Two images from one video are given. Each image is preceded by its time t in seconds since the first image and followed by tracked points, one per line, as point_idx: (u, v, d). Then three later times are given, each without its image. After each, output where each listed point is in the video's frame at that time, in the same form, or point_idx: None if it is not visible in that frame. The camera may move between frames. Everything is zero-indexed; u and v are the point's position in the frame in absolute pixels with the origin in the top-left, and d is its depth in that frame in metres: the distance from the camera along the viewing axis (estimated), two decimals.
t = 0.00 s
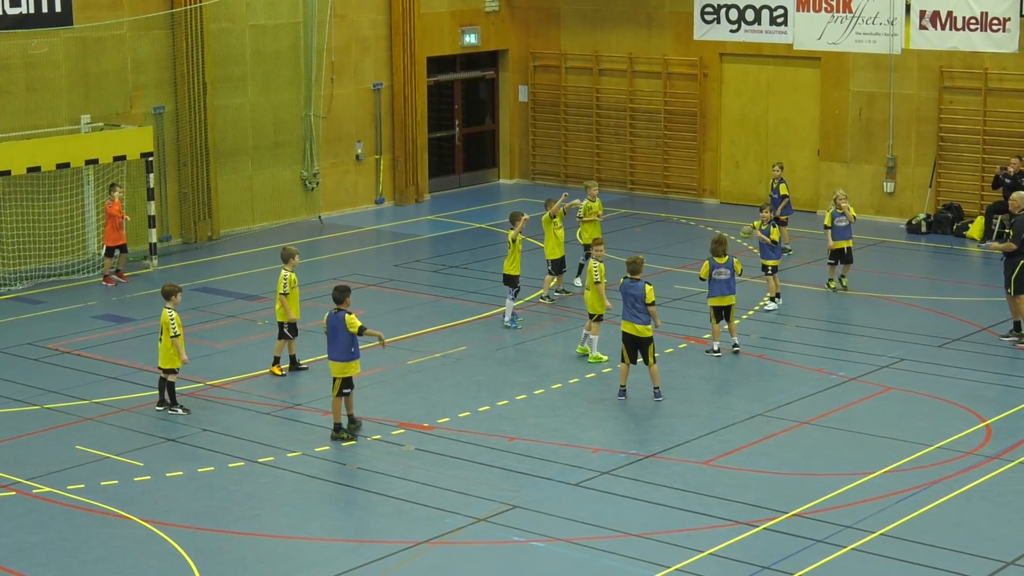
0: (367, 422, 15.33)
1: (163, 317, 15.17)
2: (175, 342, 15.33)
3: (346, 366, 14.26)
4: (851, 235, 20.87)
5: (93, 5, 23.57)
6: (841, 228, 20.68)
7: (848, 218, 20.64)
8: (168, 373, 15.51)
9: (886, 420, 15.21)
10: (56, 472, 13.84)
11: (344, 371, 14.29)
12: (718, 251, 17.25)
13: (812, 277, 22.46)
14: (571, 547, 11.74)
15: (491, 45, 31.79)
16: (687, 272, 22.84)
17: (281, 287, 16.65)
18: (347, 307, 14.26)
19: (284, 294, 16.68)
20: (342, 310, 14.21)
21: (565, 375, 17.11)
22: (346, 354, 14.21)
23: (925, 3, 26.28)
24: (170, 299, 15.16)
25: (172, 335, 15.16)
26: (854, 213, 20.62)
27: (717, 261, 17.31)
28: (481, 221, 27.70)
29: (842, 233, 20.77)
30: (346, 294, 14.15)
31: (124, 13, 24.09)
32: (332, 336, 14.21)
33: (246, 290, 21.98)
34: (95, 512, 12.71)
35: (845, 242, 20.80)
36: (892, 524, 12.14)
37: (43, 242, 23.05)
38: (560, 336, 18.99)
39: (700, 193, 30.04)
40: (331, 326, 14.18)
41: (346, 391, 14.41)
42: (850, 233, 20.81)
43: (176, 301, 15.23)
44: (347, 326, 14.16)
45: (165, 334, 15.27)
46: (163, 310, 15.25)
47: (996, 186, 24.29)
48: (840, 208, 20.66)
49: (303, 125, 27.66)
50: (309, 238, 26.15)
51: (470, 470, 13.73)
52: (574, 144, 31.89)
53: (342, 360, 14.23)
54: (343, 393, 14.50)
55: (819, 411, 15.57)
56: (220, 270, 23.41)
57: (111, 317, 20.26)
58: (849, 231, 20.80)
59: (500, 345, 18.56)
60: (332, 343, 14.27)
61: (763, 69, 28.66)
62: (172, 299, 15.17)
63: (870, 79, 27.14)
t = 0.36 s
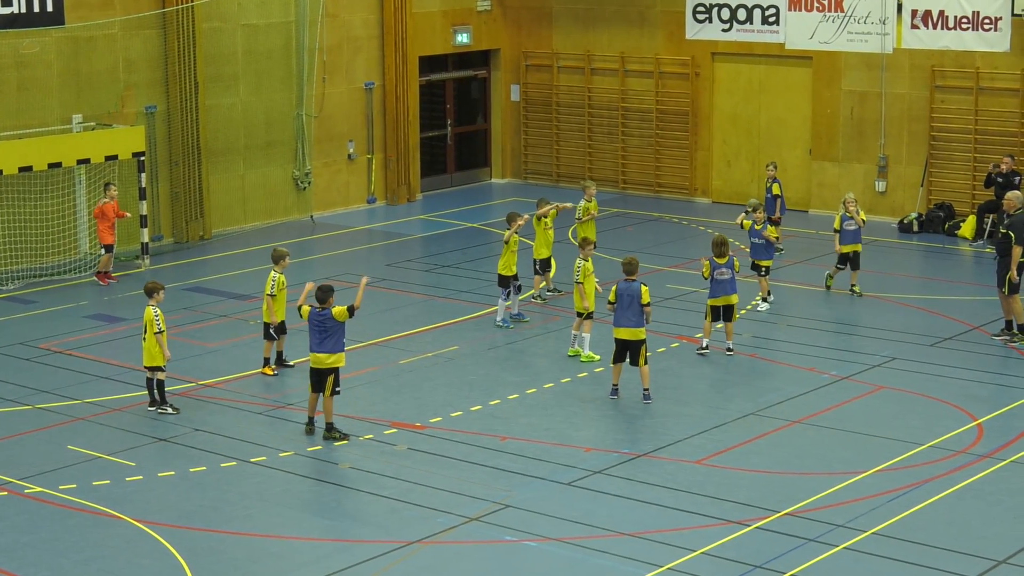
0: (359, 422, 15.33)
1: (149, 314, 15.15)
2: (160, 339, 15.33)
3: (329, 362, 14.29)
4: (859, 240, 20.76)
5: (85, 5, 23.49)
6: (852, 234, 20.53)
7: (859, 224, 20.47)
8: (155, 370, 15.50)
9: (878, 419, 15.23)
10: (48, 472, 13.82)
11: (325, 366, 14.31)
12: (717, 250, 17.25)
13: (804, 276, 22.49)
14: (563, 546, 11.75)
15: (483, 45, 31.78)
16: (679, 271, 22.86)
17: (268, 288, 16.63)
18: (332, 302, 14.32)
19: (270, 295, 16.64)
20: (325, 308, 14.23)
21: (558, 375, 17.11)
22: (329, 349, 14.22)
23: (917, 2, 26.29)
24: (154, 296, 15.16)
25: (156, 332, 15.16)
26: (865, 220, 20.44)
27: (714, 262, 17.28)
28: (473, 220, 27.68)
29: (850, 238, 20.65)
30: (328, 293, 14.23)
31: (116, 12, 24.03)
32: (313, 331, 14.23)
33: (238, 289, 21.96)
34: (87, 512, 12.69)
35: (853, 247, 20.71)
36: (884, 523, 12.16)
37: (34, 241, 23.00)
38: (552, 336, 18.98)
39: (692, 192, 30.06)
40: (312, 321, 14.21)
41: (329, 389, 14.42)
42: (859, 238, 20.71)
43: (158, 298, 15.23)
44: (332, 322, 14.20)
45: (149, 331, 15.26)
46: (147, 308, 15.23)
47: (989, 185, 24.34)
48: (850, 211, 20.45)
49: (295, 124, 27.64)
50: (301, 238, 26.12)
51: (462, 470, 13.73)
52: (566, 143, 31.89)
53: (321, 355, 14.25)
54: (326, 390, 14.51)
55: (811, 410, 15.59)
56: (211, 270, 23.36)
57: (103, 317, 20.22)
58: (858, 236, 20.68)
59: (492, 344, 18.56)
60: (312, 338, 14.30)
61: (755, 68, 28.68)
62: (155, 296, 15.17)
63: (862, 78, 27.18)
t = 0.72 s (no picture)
0: (351, 421, 15.32)
1: (137, 315, 15.16)
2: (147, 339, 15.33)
3: (310, 359, 14.31)
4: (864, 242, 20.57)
5: (76, 4, 23.43)
6: (855, 234, 20.35)
7: (862, 225, 20.40)
8: (139, 370, 15.44)
9: (869, 418, 15.25)
10: (40, 471, 13.79)
11: (305, 361, 14.35)
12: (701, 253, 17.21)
13: (796, 275, 22.53)
14: (555, 546, 11.75)
15: (475, 43, 31.75)
16: (671, 270, 22.87)
17: (260, 283, 16.66)
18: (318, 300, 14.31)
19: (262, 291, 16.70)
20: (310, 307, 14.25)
21: (550, 374, 17.11)
22: (309, 346, 14.24)
23: (907, 2, 26.32)
24: (140, 297, 15.13)
25: (144, 331, 15.15)
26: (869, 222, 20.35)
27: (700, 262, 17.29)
28: (466, 220, 27.65)
29: (856, 239, 20.46)
30: (314, 291, 14.27)
31: (106, 12, 23.97)
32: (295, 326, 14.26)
33: (229, 289, 21.93)
34: (79, 512, 12.67)
35: (857, 249, 20.49)
36: (876, 521, 12.19)
37: (25, 241, 22.95)
38: (544, 335, 18.98)
39: (684, 191, 30.08)
40: (294, 317, 14.22)
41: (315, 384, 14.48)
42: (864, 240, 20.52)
43: (145, 298, 15.20)
44: (315, 320, 14.19)
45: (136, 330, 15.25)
46: (135, 308, 15.22)
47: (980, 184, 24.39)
48: (853, 213, 20.41)
49: (287, 123, 27.62)
50: (293, 237, 26.11)
51: (454, 469, 13.73)
52: (558, 142, 31.88)
53: (301, 351, 14.28)
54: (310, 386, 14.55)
55: (803, 409, 15.61)
56: (203, 270, 23.34)
57: (94, 316, 20.19)
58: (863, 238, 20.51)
59: (484, 343, 18.55)
60: (295, 334, 14.31)
61: (747, 67, 28.71)
62: (142, 296, 15.14)
63: (854, 77, 27.21)
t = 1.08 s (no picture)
0: (349, 421, 15.32)
1: (128, 318, 15.10)
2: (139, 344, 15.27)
3: (315, 360, 14.32)
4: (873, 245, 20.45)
5: (74, 4, 23.44)
6: (861, 237, 20.23)
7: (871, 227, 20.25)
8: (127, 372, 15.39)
9: (866, 418, 15.26)
10: (37, 472, 13.79)
11: (311, 362, 14.37)
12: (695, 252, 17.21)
13: (793, 275, 22.54)
14: (552, 546, 11.76)
15: (472, 43, 31.75)
16: (668, 270, 22.88)
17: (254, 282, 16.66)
18: (324, 300, 14.34)
19: (256, 291, 16.68)
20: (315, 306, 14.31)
21: (547, 374, 17.11)
22: (313, 346, 14.25)
23: (905, 2, 26.37)
24: (135, 299, 15.10)
25: (134, 334, 15.11)
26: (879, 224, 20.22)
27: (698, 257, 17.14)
28: (463, 220, 27.65)
29: (865, 242, 20.35)
30: (320, 290, 14.31)
31: (104, 12, 23.98)
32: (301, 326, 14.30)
33: (227, 289, 21.93)
34: (76, 512, 12.67)
35: (867, 251, 20.35)
36: (873, 522, 12.19)
37: (23, 240, 22.96)
38: (541, 335, 18.98)
39: (681, 191, 30.08)
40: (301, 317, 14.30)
41: (319, 386, 14.47)
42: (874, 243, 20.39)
43: (140, 301, 15.18)
44: (319, 320, 14.20)
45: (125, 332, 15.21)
46: (126, 311, 15.15)
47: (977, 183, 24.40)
48: (862, 216, 20.28)
49: (284, 124, 27.61)
50: (291, 237, 26.12)
51: (452, 469, 13.73)
52: (555, 142, 31.89)
53: (306, 351, 14.30)
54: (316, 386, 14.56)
55: (800, 409, 15.61)
56: (201, 270, 23.34)
57: (92, 317, 20.18)
58: (873, 240, 20.38)
59: (481, 344, 18.56)
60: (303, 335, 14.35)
61: (744, 67, 28.72)
62: (137, 299, 15.13)
63: (852, 77, 27.21)
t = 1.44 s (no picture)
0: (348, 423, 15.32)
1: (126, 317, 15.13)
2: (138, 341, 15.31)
3: (306, 360, 14.36)
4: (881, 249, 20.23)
5: (73, 5, 23.44)
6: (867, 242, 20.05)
7: (877, 233, 20.00)
8: (126, 371, 15.42)
9: (866, 419, 15.26)
10: (37, 473, 13.78)
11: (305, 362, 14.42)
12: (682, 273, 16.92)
13: (792, 277, 22.53)
14: (551, 547, 11.75)
15: (471, 45, 31.74)
16: (667, 272, 22.88)
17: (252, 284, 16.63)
18: (317, 301, 14.37)
19: (252, 292, 16.63)
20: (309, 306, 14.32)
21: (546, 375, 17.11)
22: (305, 346, 14.30)
23: (904, 3, 26.39)
24: (133, 299, 15.11)
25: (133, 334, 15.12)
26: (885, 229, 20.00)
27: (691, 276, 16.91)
28: (463, 221, 27.68)
29: (871, 246, 20.13)
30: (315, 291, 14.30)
31: (103, 13, 23.97)
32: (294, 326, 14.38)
33: (226, 290, 21.92)
34: (76, 513, 12.66)
35: (873, 257, 20.12)
36: (872, 523, 12.19)
37: (23, 241, 22.95)
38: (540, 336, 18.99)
39: (680, 193, 30.08)
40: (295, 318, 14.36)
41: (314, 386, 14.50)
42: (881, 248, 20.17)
43: (139, 300, 15.17)
44: (310, 321, 14.24)
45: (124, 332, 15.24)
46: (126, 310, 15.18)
47: (976, 185, 24.42)
48: (869, 220, 19.95)
49: (283, 125, 27.60)
50: (290, 239, 26.13)
51: (451, 470, 13.73)
52: (555, 144, 31.89)
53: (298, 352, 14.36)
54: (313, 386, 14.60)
55: (800, 410, 15.61)
56: (201, 271, 23.33)
57: (91, 318, 20.17)
58: (879, 245, 20.16)
59: (481, 345, 18.56)
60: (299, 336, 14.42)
61: (743, 68, 28.73)
62: (136, 299, 15.12)
63: (851, 79, 27.21)
